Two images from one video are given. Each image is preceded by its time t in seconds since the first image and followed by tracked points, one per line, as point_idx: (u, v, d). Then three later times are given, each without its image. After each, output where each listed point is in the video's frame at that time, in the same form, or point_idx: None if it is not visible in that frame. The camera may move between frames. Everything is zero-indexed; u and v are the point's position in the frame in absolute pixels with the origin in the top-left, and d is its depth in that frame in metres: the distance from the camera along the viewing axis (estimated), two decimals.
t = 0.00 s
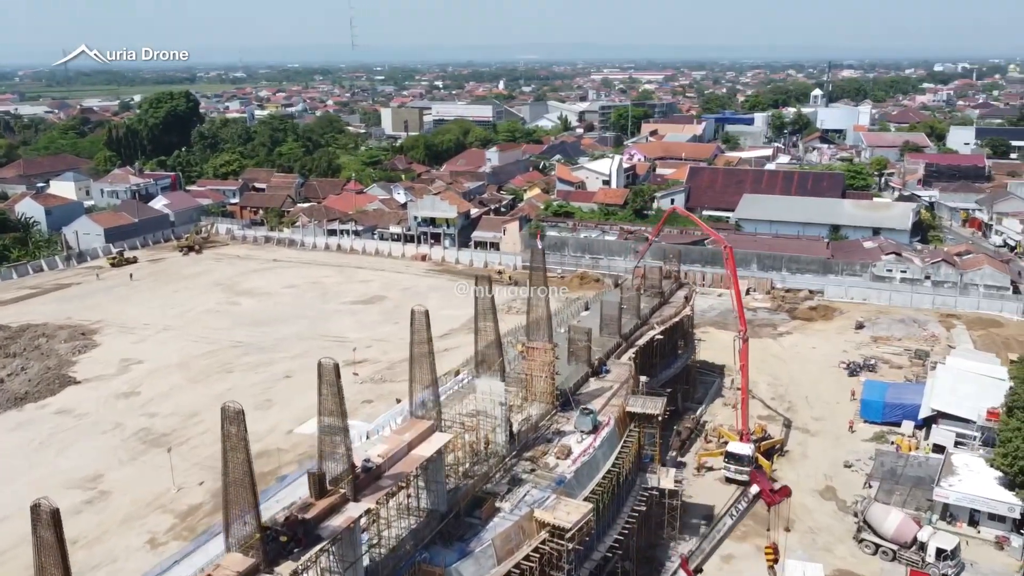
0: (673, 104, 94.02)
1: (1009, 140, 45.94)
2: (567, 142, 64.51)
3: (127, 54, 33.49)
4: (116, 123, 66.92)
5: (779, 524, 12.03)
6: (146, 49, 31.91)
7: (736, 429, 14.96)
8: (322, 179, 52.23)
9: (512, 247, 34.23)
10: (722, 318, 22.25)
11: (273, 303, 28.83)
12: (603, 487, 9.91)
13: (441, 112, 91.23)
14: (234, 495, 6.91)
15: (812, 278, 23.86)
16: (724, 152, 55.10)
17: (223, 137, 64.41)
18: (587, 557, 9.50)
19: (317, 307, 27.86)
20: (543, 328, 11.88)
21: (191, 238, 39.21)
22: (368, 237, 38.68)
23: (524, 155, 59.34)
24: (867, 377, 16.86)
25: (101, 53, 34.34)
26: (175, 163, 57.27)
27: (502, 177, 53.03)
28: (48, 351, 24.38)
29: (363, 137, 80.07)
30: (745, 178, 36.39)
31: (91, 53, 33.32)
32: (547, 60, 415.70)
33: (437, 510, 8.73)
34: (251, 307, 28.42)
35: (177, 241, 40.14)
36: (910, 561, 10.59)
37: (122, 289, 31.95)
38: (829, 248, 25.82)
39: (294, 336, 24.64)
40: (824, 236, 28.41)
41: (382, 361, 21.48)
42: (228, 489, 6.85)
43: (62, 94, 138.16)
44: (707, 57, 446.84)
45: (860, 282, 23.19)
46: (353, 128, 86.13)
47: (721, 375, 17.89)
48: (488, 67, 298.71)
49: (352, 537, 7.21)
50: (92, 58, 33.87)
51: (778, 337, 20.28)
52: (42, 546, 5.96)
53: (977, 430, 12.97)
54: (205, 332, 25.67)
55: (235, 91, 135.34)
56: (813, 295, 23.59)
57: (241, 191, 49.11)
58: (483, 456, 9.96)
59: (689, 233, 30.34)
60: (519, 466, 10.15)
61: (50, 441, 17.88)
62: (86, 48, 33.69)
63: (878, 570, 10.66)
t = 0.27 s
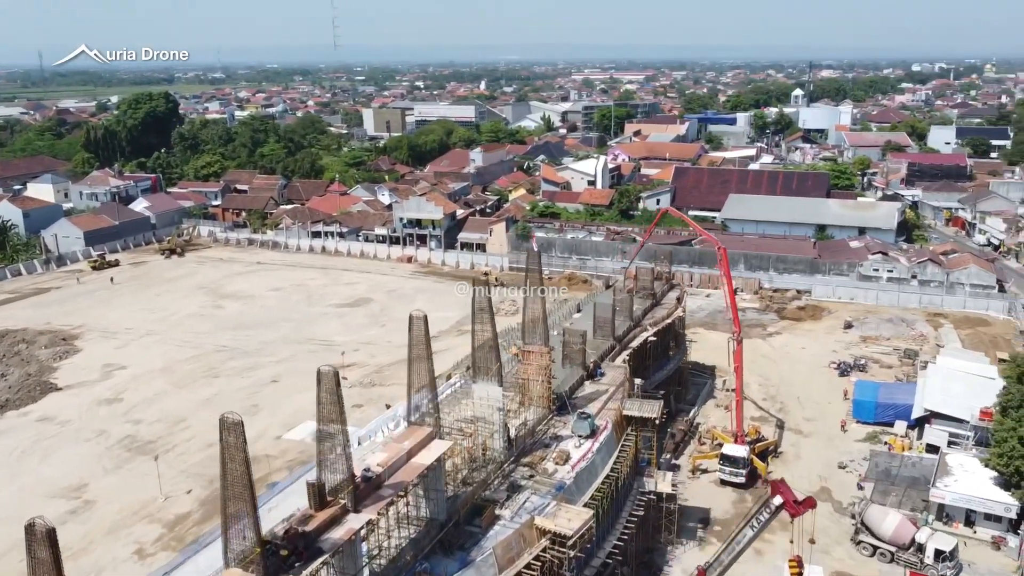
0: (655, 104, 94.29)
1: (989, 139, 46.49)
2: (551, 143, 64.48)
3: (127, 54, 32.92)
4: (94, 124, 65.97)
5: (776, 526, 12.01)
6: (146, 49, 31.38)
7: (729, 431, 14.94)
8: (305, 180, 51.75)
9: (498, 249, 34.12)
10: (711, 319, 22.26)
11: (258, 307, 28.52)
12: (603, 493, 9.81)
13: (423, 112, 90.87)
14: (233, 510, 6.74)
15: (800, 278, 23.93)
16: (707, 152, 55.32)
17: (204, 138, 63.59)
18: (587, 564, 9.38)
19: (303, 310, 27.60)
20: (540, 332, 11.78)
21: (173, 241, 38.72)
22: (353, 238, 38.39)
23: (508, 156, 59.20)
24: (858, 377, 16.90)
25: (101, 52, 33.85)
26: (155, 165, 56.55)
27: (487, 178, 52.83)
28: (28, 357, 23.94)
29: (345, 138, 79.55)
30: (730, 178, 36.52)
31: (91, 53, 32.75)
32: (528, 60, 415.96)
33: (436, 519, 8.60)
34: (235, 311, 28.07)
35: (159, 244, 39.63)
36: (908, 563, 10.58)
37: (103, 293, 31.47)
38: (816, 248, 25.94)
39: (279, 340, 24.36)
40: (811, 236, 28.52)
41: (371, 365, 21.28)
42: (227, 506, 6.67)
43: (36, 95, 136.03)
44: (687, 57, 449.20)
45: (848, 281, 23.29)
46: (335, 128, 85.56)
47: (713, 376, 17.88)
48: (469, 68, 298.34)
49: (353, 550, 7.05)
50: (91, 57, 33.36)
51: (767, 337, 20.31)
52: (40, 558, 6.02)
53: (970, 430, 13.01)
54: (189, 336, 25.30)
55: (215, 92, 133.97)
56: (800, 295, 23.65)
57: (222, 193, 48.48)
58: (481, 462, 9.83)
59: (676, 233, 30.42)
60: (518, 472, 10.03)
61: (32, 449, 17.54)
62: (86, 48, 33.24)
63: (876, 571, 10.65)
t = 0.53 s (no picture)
0: (639, 104, 94.57)
1: (970, 139, 47.01)
2: (535, 143, 64.43)
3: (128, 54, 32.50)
4: (72, 125, 65.03)
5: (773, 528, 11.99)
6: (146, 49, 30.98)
7: (723, 433, 14.91)
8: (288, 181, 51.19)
9: (486, 250, 34.01)
10: (701, 320, 22.28)
11: (243, 310, 28.20)
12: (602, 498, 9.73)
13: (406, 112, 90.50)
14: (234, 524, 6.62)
15: (787, 278, 24.00)
16: (692, 152, 55.51)
17: (185, 139, 62.83)
18: (588, 570, 9.29)
19: (290, 313, 27.34)
20: (536, 335, 11.73)
21: (155, 244, 38.23)
22: (338, 240, 38.10)
23: (492, 156, 59.07)
24: (850, 378, 16.95)
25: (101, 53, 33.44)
26: (135, 166, 55.84)
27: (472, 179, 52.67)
28: (8, 363, 23.49)
29: (328, 138, 79.06)
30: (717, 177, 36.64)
31: (91, 53, 32.27)
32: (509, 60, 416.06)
33: (437, 527, 8.48)
34: (221, 314, 27.75)
35: (141, 247, 39.11)
36: (906, 565, 10.56)
37: (84, 297, 30.99)
38: (804, 247, 26.04)
39: (266, 344, 24.10)
40: (798, 236, 28.64)
41: (360, 369, 21.10)
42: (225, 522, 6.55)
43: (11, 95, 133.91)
44: (669, 57, 451.65)
45: (836, 281, 23.41)
46: (317, 129, 85.02)
47: (705, 377, 17.87)
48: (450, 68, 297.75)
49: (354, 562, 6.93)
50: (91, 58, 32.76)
51: (758, 337, 20.34)
52: None
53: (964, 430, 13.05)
54: (174, 341, 24.94)
55: (194, 92, 132.64)
56: (789, 295, 23.73)
57: (205, 195, 47.95)
58: (479, 468, 9.72)
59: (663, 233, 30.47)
60: (516, 478, 9.93)
61: (15, 458, 17.19)
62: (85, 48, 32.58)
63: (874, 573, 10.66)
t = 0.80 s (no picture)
0: (622, 104, 94.70)
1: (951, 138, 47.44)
2: (520, 143, 64.30)
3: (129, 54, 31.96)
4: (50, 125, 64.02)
5: (770, 531, 11.96)
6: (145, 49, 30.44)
7: (717, 434, 14.87)
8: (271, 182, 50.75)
9: (472, 251, 33.86)
10: (690, 320, 22.28)
11: (228, 313, 27.87)
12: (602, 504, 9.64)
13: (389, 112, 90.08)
14: (235, 537, 6.52)
15: (776, 278, 24.06)
16: (676, 152, 55.64)
17: (166, 140, 62.01)
18: None
19: (276, 316, 27.05)
20: (532, 338, 11.63)
21: (137, 246, 37.71)
22: (323, 241, 37.79)
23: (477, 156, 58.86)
24: (841, 378, 16.99)
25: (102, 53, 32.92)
26: (115, 167, 55.08)
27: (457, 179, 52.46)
28: None
29: (310, 138, 78.47)
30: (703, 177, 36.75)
31: (91, 53, 31.67)
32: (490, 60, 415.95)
33: (437, 536, 8.35)
34: (205, 318, 27.40)
35: (122, 249, 38.56)
36: (904, 566, 10.53)
37: (65, 301, 30.50)
38: (791, 247, 26.11)
39: (252, 348, 23.81)
40: (785, 235, 28.73)
41: (348, 373, 20.90)
42: (225, 533, 6.46)
43: None
44: (650, 57, 453.41)
45: (824, 280, 23.50)
46: (299, 129, 84.35)
47: (696, 378, 17.85)
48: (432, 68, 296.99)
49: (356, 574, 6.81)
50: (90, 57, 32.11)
51: (747, 338, 20.35)
52: None
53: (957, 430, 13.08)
54: (158, 345, 24.58)
55: (173, 92, 131.14)
56: (777, 294, 23.79)
57: (186, 197, 47.39)
58: (478, 473, 9.60)
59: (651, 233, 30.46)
60: (515, 483, 9.82)
61: None
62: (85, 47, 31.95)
63: (872, 575, 10.64)
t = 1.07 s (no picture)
0: (604, 104, 94.83)
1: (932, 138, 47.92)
2: (503, 143, 64.17)
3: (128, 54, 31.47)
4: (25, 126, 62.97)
5: (767, 533, 11.94)
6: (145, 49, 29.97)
7: (710, 436, 14.85)
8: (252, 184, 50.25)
9: (458, 252, 33.70)
10: (679, 320, 22.28)
11: (212, 317, 27.51)
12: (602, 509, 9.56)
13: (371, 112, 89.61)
14: (236, 546, 6.46)
15: (763, 278, 24.11)
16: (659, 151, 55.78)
17: (144, 141, 61.12)
18: None
19: (261, 320, 26.71)
20: (529, 341, 11.53)
21: (117, 249, 37.17)
22: (307, 243, 37.46)
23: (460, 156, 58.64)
24: (832, 378, 17.04)
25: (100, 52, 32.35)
26: (93, 170, 54.30)
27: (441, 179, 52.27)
28: None
29: (291, 139, 77.86)
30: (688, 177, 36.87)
31: (91, 53, 31.10)
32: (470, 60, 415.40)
33: (439, 544, 8.23)
34: (189, 322, 27.03)
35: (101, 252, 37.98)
36: (902, 567, 10.56)
37: (45, 305, 29.98)
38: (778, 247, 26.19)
39: (237, 351, 23.50)
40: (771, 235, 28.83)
41: (336, 377, 20.68)
42: (226, 536, 6.42)
43: None
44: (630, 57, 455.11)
45: (811, 279, 23.59)
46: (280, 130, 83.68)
47: (688, 378, 17.83)
48: (410, 67, 296.18)
49: None
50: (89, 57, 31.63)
51: (737, 338, 20.38)
52: None
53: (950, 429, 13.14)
54: (141, 350, 24.19)
55: (150, 92, 129.57)
56: (765, 293, 23.85)
57: (167, 199, 46.81)
58: (477, 479, 9.48)
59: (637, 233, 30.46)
60: (515, 489, 9.71)
61: None
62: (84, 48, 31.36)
63: None
